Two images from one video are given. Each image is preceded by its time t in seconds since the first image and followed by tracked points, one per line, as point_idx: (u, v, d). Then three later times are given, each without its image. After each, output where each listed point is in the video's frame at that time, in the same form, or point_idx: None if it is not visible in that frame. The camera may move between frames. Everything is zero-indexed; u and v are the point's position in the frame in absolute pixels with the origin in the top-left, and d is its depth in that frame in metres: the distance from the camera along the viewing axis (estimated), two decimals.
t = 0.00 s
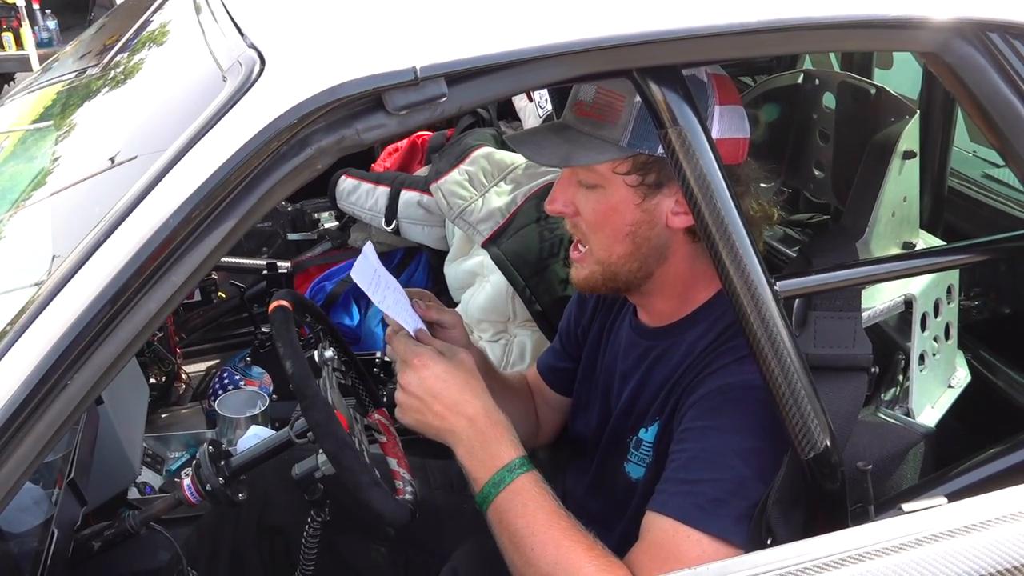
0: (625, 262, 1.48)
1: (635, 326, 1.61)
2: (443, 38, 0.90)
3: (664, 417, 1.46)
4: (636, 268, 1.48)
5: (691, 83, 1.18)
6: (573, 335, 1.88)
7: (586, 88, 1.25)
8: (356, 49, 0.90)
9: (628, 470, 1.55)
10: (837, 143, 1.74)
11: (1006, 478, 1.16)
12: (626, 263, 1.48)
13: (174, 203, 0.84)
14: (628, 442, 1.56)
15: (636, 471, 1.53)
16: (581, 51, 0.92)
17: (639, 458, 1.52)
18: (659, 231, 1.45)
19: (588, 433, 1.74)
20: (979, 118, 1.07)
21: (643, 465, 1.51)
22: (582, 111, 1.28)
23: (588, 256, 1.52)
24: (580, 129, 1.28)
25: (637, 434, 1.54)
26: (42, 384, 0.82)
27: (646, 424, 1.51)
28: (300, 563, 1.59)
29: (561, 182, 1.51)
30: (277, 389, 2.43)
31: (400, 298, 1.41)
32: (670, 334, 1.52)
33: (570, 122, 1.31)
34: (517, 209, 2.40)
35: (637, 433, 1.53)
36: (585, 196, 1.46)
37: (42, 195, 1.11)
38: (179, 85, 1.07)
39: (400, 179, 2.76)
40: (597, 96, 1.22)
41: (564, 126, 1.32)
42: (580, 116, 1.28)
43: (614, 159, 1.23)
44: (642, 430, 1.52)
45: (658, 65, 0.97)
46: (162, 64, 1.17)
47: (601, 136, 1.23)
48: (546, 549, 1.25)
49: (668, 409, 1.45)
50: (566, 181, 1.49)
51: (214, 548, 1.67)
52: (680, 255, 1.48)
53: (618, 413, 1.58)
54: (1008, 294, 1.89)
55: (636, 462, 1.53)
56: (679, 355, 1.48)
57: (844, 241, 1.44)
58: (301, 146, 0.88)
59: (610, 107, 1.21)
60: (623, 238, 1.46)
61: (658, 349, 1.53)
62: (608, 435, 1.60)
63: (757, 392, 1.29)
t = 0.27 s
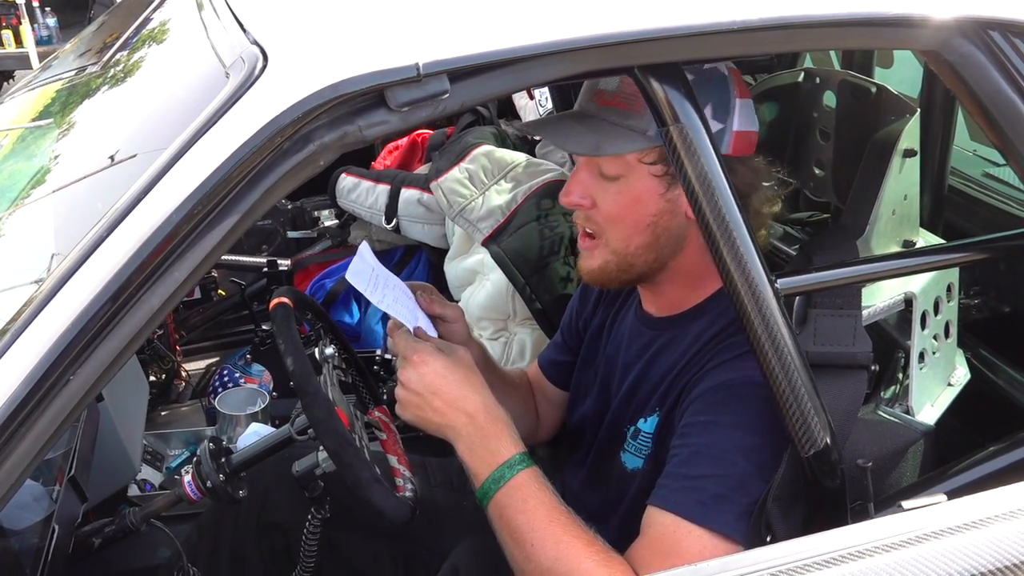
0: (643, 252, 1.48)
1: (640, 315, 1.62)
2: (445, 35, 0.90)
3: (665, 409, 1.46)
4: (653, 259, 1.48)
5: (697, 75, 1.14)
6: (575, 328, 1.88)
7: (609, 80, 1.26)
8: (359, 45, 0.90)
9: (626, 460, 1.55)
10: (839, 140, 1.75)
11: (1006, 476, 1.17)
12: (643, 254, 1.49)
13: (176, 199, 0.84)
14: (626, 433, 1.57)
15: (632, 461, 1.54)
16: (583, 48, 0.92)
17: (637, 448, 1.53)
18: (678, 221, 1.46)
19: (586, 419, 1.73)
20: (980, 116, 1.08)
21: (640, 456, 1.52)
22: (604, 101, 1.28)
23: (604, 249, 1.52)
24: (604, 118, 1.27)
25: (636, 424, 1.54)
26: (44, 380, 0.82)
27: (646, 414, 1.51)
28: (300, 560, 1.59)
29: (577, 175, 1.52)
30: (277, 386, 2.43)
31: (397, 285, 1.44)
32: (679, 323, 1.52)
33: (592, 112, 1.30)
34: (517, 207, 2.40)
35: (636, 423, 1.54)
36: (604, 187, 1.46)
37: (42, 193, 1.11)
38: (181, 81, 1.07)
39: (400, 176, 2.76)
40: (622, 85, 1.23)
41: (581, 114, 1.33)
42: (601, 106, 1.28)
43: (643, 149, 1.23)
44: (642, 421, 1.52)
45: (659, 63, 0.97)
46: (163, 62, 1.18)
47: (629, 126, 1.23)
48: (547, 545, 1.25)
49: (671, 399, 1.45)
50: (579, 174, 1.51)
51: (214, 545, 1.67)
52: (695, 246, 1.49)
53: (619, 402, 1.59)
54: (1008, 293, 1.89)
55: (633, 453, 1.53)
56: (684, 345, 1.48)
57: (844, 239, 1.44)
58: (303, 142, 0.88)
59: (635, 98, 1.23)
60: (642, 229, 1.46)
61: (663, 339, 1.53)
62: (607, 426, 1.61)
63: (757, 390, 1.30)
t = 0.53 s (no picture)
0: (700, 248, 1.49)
1: (641, 321, 1.62)
2: (443, 38, 0.91)
3: (669, 413, 1.46)
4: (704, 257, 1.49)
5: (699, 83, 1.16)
6: (569, 331, 1.90)
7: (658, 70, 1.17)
8: (356, 48, 0.90)
9: (627, 464, 1.56)
10: (834, 142, 1.75)
11: (1001, 477, 1.17)
12: (697, 253, 1.48)
13: (175, 201, 0.85)
14: (628, 435, 1.57)
15: (636, 465, 1.54)
16: (580, 51, 0.93)
17: (640, 451, 1.53)
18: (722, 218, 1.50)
19: (586, 423, 1.73)
20: (975, 119, 1.08)
21: (643, 459, 1.52)
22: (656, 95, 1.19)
23: (661, 250, 1.48)
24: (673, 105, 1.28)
25: (640, 428, 1.54)
26: (42, 380, 0.82)
27: (651, 418, 1.51)
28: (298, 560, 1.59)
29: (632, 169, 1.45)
30: (275, 387, 2.43)
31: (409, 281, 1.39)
32: (684, 327, 1.53)
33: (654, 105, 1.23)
34: (515, 209, 2.41)
35: (640, 426, 1.54)
36: (660, 184, 1.44)
37: (41, 194, 1.11)
38: (179, 83, 1.08)
39: (398, 176, 2.75)
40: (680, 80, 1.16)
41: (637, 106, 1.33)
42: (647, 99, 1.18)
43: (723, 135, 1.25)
44: (646, 425, 1.52)
45: (655, 65, 0.98)
46: (161, 63, 1.18)
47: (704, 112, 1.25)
48: (550, 543, 1.25)
49: (675, 403, 1.45)
50: (631, 165, 1.45)
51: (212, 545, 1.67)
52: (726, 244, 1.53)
53: (622, 406, 1.58)
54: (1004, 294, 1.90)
55: (636, 456, 1.54)
56: (688, 351, 1.48)
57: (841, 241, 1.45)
58: (301, 144, 0.88)
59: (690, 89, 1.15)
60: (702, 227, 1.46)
61: (668, 343, 1.54)
62: (609, 430, 1.61)
63: (754, 391, 1.30)
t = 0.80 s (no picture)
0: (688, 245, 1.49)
1: (631, 324, 1.62)
2: (438, 36, 0.91)
3: (660, 415, 1.47)
4: (691, 253, 1.49)
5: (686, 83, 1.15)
6: (561, 334, 1.90)
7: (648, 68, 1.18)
8: (351, 46, 0.90)
9: (622, 466, 1.57)
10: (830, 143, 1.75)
11: (995, 475, 1.17)
12: (684, 250, 1.48)
13: (169, 199, 0.85)
14: (621, 439, 1.58)
15: (630, 468, 1.55)
16: (575, 50, 0.93)
17: (633, 455, 1.54)
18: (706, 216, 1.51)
19: (580, 426, 1.73)
20: (969, 118, 1.09)
21: (637, 462, 1.53)
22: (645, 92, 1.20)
23: (649, 247, 1.47)
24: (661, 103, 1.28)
25: (632, 431, 1.54)
26: (36, 379, 0.82)
27: (643, 421, 1.52)
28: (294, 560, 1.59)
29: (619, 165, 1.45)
30: (270, 386, 2.43)
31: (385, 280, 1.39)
32: (671, 331, 1.53)
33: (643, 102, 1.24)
34: (511, 207, 2.41)
35: (632, 430, 1.54)
36: (646, 181, 1.44)
37: (35, 193, 1.11)
38: (174, 81, 1.07)
39: (394, 176, 2.75)
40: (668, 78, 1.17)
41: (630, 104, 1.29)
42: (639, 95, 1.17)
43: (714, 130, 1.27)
44: (638, 428, 1.53)
45: (650, 64, 0.98)
46: (156, 62, 1.18)
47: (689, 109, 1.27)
48: (542, 551, 1.26)
49: (663, 409, 1.46)
50: (617, 164, 1.45)
51: (207, 546, 1.67)
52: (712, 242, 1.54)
53: (615, 408, 1.59)
54: (999, 293, 1.90)
55: (630, 459, 1.54)
56: (679, 351, 1.48)
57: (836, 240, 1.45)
58: (295, 143, 0.88)
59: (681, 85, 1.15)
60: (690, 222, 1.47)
61: (657, 348, 1.54)
62: (602, 432, 1.61)
63: (749, 390, 1.31)
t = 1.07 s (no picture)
0: (648, 254, 1.49)
1: (629, 322, 1.62)
2: (435, 36, 0.91)
3: (657, 414, 1.47)
4: (655, 257, 1.50)
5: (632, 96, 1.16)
6: (560, 332, 1.90)
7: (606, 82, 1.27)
8: (348, 46, 0.90)
9: (620, 466, 1.56)
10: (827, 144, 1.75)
11: (992, 475, 1.18)
12: (644, 255, 1.49)
13: (165, 199, 0.84)
14: (618, 437, 1.57)
15: (626, 467, 1.55)
16: (573, 50, 0.93)
17: (630, 453, 1.53)
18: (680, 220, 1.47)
19: (576, 425, 1.74)
20: (965, 118, 1.09)
21: (633, 460, 1.52)
22: (601, 103, 1.29)
23: (604, 250, 1.52)
24: (608, 121, 1.30)
25: (629, 429, 1.54)
26: (32, 380, 0.82)
27: (640, 419, 1.52)
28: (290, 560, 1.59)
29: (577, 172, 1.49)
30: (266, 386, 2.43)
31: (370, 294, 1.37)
32: (667, 329, 1.53)
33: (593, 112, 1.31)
34: (508, 206, 2.41)
35: (629, 428, 1.54)
36: (601, 187, 1.46)
37: (31, 192, 1.11)
38: (170, 80, 1.07)
39: (391, 176, 2.75)
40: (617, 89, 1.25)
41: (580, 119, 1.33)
42: (596, 110, 1.30)
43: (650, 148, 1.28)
44: (635, 426, 1.53)
45: (647, 64, 0.98)
46: (153, 60, 1.17)
47: (635, 126, 1.28)
48: (541, 547, 1.26)
49: (661, 407, 1.46)
50: (578, 171, 1.50)
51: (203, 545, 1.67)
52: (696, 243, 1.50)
53: (611, 407, 1.59)
54: (994, 293, 1.91)
55: (627, 458, 1.54)
56: (675, 350, 1.49)
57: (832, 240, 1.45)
58: (292, 143, 0.88)
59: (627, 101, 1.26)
60: (648, 228, 1.47)
61: (650, 348, 1.55)
62: (599, 431, 1.61)
63: (746, 390, 1.31)
